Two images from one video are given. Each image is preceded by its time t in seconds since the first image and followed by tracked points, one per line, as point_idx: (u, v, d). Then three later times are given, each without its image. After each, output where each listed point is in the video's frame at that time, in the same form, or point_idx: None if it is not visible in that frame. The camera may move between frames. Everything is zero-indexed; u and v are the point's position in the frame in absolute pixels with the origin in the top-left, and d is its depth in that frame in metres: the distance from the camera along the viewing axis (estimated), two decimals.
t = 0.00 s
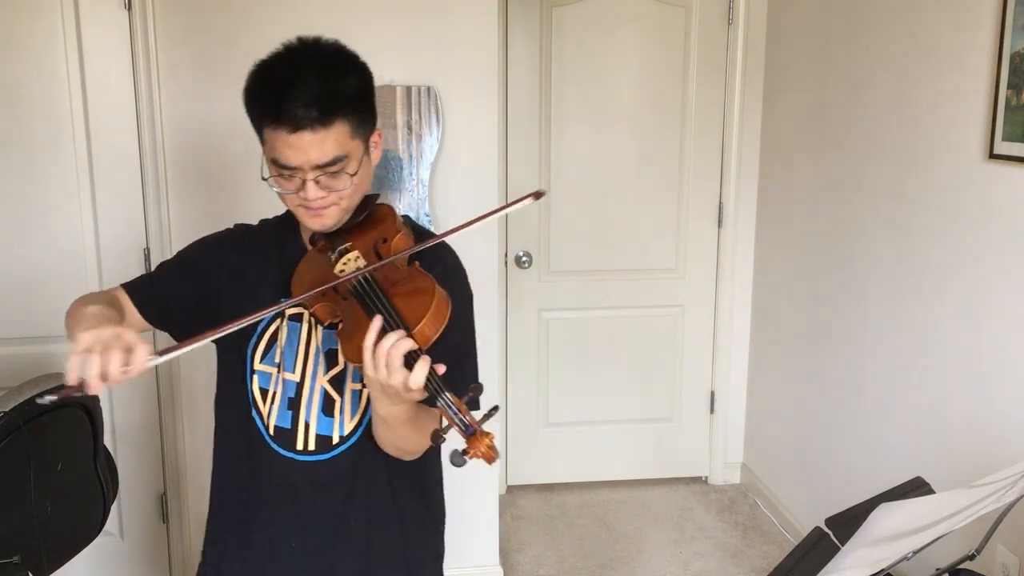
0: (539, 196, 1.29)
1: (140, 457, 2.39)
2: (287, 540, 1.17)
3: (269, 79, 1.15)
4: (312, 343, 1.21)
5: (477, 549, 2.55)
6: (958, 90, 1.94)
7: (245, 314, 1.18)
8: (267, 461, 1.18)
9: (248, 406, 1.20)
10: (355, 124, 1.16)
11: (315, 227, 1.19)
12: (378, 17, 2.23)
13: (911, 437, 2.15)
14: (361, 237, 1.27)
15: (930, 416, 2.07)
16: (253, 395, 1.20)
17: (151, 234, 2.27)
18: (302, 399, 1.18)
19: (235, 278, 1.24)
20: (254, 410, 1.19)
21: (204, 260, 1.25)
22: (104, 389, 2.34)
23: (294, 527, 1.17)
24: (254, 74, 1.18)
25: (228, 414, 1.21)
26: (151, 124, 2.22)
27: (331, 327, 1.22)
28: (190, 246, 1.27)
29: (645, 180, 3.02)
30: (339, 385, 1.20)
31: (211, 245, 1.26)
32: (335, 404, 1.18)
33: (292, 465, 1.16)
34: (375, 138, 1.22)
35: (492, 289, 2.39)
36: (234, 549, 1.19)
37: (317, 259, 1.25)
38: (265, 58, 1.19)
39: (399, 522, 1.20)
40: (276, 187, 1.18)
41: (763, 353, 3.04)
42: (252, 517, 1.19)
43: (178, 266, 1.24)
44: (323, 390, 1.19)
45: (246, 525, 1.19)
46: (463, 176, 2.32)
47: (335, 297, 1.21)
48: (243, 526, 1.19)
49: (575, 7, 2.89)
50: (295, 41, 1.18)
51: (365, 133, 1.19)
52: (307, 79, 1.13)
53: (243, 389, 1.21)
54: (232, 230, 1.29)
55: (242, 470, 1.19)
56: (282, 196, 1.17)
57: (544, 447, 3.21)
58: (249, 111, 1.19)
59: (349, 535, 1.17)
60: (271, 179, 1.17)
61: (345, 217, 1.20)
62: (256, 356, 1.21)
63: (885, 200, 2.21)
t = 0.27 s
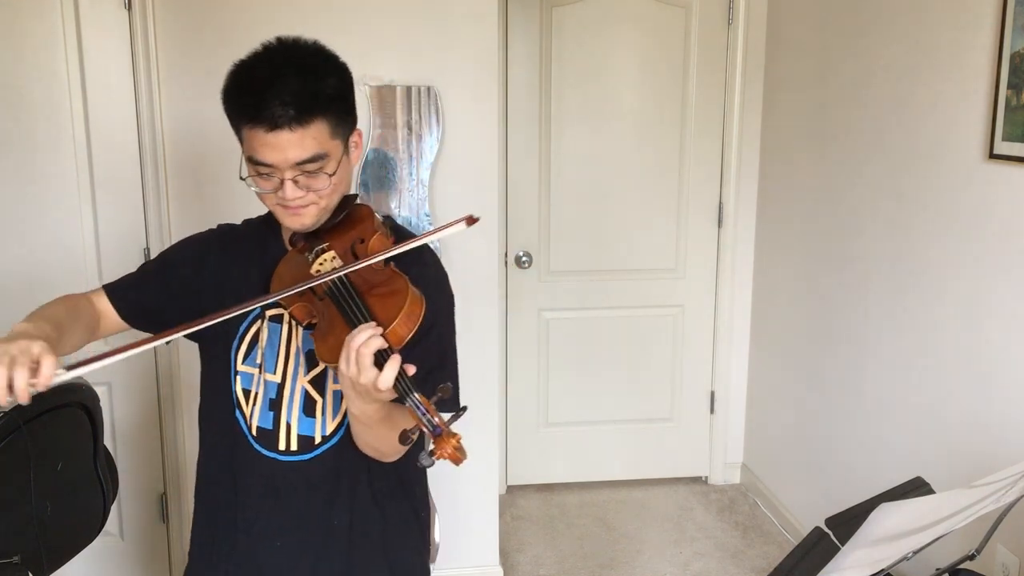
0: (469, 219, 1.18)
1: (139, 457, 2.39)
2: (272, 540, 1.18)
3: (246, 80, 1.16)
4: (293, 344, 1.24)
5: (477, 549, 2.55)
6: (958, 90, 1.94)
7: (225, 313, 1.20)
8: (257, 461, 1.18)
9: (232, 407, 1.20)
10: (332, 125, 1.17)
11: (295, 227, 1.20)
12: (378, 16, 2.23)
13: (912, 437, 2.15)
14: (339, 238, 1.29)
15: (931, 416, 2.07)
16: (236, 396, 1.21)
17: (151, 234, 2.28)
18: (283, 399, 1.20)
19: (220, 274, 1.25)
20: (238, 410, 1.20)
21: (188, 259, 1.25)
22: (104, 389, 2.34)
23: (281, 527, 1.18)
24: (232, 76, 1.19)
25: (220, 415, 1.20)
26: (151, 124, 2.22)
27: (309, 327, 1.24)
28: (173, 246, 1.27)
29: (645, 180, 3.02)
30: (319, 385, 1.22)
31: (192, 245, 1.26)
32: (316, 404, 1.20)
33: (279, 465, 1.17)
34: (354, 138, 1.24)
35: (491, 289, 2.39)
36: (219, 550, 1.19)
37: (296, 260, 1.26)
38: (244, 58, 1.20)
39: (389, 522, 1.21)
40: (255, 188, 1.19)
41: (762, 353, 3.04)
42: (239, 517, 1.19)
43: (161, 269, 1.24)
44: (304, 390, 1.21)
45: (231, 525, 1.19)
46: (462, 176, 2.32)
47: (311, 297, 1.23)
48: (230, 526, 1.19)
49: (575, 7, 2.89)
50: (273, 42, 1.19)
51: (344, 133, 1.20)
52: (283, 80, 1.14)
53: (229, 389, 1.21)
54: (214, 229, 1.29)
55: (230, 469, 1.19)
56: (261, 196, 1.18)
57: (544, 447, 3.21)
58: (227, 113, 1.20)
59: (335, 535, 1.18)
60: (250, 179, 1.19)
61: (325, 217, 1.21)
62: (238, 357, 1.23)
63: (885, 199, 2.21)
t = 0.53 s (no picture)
0: (489, 187, 1.20)
1: (139, 457, 2.39)
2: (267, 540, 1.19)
3: (233, 77, 1.18)
4: (280, 347, 1.24)
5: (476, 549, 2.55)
6: (958, 90, 1.94)
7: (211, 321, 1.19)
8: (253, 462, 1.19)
9: (223, 408, 1.22)
10: (316, 121, 1.19)
11: (278, 228, 1.19)
12: (378, 16, 2.23)
13: (911, 437, 2.15)
14: (324, 241, 1.27)
15: (931, 416, 2.07)
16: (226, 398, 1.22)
17: (151, 234, 2.28)
18: (271, 402, 1.20)
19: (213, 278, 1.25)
20: (228, 411, 1.21)
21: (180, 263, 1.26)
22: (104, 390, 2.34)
23: (279, 527, 1.18)
24: (217, 76, 1.21)
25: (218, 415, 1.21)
26: (151, 124, 2.22)
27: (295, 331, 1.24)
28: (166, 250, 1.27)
29: (645, 180, 3.02)
30: (307, 388, 1.22)
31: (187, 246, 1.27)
32: (304, 406, 1.20)
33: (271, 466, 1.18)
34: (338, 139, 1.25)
35: (491, 289, 2.39)
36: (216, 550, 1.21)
37: (280, 263, 1.25)
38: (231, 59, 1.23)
39: (385, 521, 1.21)
40: (239, 185, 1.19)
41: (762, 353, 3.03)
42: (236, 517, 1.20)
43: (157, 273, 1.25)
44: (291, 393, 1.21)
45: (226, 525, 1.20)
46: (462, 176, 2.32)
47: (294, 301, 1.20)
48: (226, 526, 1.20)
49: (575, 7, 2.89)
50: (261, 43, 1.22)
51: (328, 132, 1.21)
52: (268, 76, 1.16)
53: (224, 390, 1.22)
54: (204, 232, 1.30)
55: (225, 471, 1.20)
56: (244, 193, 1.18)
57: (544, 448, 3.21)
58: (212, 113, 1.21)
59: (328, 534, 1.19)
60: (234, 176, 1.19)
61: (310, 219, 1.21)
62: (227, 359, 1.23)
63: (885, 199, 2.21)
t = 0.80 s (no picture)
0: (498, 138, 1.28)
1: (139, 457, 2.39)
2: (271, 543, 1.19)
3: (208, 93, 1.17)
4: (275, 354, 1.24)
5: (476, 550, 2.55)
6: (959, 89, 1.93)
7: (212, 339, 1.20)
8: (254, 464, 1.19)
9: (221, 416, 1.22)
10: (296, 133, 1.18)
11: (267, 243, 1.20)
12: (378, 17, 2.23)
13: (911, 437, 2.15)
14: (315, 252, 1.25)
15: (931, 416, 2.07)
16: (224, 406, 1.22)
17: (151, 234, 2.27)
18: (269, 409, 1.21)
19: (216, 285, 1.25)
20: (227, 419, 1.22)
21: (179, 271, 1.26)
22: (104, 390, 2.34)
23: (280, 529, 1.19)
24: (193, 91, 1.19)
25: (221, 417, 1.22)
26: (151, 125, 2.22)
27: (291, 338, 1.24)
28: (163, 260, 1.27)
29: (645, 180, 3.02)
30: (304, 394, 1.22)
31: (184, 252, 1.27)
32: (302, 413, 1.20)
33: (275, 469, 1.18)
34: (319, 146, 1.24)
35: (492, 289, 2.39)
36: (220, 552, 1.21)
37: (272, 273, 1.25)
38: (203, 74, 1.21)
39: (387, 524, 1.21)
40: (224, 202, 1.19)
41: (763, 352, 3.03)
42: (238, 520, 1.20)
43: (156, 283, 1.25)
44: (289, 399, 1.21)
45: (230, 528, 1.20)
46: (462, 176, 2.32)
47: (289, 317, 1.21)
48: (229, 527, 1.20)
49: (574, 7, 2.89)
50: (232, 56, 1.20)
51: (309, 142, 1.21)
52: (245, 91, 1.15)
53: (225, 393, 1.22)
54: (196, 238, 1.30)
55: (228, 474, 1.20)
56: (230, 210, 1.18)
57: (544, 448, 3.21)
58: (190, 130, 1.20)
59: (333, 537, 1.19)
60: (217, 193, 1.18)
61: (298, 231, 1.21)
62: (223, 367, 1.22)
63: (885, 199, 2.21)
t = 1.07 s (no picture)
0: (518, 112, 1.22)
1: (139, 457, 2.39)
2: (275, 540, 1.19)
3: (215, 77, 1.18)
4: (270, 345, 1.24)
5: (476, 549, 2.55)
6: (958, 89, 1.93)
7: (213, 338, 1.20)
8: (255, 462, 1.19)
9: (217, 410, 1.22)
10: (300, 120, 1.19)
11: (267, 229, 1.20)
12: (378, 17, 2.23)
13: (911, 438, 2.15)
14: (312, 241, 1.26)
15: (931, 416, 2.07)
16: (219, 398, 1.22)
17: (151, 234, 2.27)
18: (263, 401, 1.21)
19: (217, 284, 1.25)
20: (222, 412, 1.21)
21: (180, 269, 1.26)
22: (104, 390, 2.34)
23: (279, 527, 1.19)
24: (199, 77, 1.21)
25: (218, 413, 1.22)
26: (151, 124, 2.22)
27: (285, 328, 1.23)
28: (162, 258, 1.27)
29: (645, 180, 3.02)
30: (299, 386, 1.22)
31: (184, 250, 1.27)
32: (297, 405, 1.21)
33: (281, 467, 1.19)
34: (323, 137, 1.26)
35: (491, 289, 2.39)
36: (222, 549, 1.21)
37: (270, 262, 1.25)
38: (211, 61, 1.23)
39: (385, 523, 1.22)
40: (225, 186, 1.19)
41: (763, 352, 3.04)
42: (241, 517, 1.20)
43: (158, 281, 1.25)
44: (284, 390, 1.21)
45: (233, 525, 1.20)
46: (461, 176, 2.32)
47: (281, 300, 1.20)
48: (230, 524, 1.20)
49: (575, 7, 2.89)
50: (241, 45, 1.22)
51: (313, 132, 1.22)
52: (251, 76, 1.17)
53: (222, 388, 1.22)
54: (193, 238, 1.29)
55: (230, 471, 1.20)
56: (231, 195, 1.18)
57: (544, 448, 3.21)
58: (195, 116, 1.21)
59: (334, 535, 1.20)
60: (219, 177, 1.19)
61: (298, 219, 1.22)
62: (219, 359, 1.23)
63: (886, 199, 2.21)
